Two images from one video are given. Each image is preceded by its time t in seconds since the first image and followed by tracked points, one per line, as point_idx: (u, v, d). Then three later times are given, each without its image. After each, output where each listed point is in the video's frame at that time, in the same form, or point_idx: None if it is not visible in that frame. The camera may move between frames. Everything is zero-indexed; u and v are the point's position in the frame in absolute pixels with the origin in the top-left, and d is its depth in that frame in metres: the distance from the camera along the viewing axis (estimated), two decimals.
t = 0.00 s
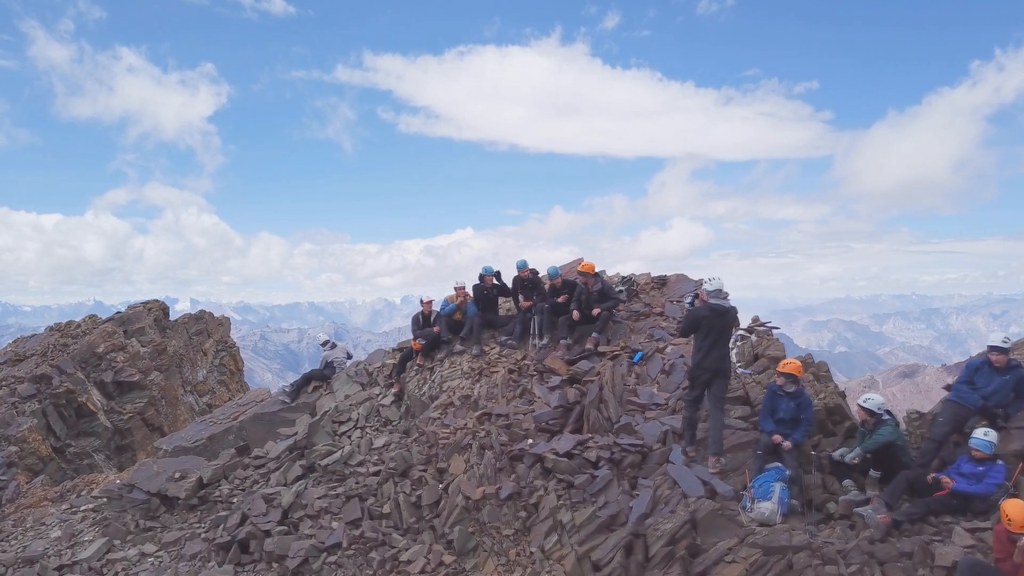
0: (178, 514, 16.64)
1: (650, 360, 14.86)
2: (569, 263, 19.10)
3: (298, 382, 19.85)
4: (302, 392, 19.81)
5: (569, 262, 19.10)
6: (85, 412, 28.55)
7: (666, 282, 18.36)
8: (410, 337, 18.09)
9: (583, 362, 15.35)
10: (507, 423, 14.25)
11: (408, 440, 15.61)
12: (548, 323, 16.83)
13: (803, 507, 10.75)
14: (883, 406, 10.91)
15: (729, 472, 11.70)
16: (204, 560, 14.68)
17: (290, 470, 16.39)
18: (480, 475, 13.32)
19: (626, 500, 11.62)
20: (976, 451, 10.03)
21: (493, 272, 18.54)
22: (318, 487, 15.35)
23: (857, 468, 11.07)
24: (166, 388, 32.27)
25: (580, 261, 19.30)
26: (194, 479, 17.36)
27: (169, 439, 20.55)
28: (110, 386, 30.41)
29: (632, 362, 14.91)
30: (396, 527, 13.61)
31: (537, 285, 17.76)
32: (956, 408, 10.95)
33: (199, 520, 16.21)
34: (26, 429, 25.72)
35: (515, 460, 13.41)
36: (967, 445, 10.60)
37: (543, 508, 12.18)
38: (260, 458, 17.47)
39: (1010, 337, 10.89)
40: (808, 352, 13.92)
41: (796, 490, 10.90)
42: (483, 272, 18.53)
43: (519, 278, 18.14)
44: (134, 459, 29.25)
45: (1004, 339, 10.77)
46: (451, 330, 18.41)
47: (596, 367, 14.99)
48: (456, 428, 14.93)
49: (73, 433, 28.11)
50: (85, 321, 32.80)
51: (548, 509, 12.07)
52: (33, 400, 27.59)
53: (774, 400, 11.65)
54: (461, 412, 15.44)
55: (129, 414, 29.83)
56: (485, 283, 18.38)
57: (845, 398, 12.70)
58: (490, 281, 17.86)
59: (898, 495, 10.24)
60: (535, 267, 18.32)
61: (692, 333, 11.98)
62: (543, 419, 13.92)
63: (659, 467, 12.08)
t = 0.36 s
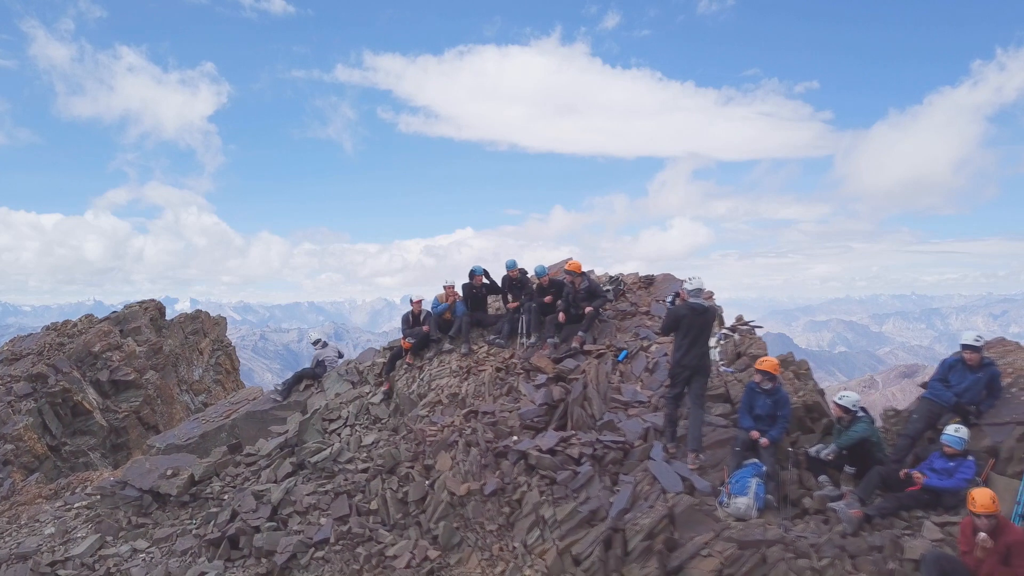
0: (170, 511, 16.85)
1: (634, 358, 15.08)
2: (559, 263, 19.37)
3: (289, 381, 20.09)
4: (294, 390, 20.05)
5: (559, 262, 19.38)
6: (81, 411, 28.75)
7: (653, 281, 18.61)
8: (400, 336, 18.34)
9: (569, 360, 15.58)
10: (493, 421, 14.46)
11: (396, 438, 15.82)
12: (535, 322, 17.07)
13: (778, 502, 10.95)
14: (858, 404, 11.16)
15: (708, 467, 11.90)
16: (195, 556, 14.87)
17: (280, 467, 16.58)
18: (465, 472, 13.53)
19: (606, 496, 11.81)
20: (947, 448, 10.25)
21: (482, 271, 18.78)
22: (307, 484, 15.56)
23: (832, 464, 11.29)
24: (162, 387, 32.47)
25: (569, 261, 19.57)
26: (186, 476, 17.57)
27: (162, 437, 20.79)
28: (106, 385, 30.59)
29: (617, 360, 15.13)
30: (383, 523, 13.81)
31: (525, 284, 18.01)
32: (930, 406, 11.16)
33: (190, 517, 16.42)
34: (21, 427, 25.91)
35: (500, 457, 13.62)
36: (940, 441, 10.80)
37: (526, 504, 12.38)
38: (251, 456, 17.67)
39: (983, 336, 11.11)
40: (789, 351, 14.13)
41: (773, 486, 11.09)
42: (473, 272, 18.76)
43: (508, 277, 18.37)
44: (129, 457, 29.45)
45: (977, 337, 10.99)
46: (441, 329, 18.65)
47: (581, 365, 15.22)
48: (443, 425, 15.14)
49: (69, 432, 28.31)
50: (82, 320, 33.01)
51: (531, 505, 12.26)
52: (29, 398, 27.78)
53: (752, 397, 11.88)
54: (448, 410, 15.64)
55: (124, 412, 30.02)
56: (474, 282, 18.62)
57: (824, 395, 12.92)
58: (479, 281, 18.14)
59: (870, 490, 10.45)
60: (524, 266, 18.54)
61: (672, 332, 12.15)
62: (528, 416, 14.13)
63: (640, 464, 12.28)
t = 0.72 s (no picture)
0: (164, 508, 17.10)
1: (621, 357, 15.35)
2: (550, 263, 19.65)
3: (283, 380, 20.36)
4: (287, 389, 20.32)
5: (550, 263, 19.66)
6: (78, 410, 28.99)
7: (641, 282, 18.90)
8: (392, 336, 18.61)
9: (557, 359, 15.84)
10: (482, 419, 14.71)
11: (387, 436, 16.06)
12: (525, 322, 17.35)
13: (757, 498, 11.19)
14: (835, 402, 11.43)
15: (690, 464, 12.15)
16: (188, 552, 15.10)
17: (273, 465, 16.82)
18: (454, 469, 13.78)
19: (590, 492, 12.05)
20: (921, 444, 10.50)
21: (473, 271, 19.06)
22: (299, 481, 15.81)
23: (810, 461, 11.54)
24: (159, 386, 32.73)
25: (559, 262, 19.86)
26: (180, 474, 17.82)
27: (157, 435, 21.06)
28: (104, 384, 30.79)
29: (604, 359, 15.40)
30: (373, 519, 14.05)
31: (515, 284, 18.29)
32: (905, 403, 11.41)
33: (184, 514, 16.65)
34: (19, 426, 26.13)
35: (487, 454, 13.85)
36: (914, 438, 11.06)
37: (512, 501, 12.62)
38: (245, 454, 17.92)
39: (957, 335, 11.33)
40: (772, 350, 14.41)
41: (752, 482, 11.32)
42: (464, 272, 19.05)
43: (498, 277, 18.64)
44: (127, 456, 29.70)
45: (950, 336, 11.24)
46: (432, 329, 18.93)
47: (568, 364, 15.49)
48: (433, 423, 15.38)
49: (67, 430, 28.55)
50: (79, 321, 33.28)
51: (517, 501, 12.50)
52: (28, 397, 28.02)
53: (733, 395, 12.14)
54: (439, 408, 15.88)
55: (122, 411, 30.25)
56: (465, 282, 18.89)
57: (804, 394, 13.17)
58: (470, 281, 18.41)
59: (845, 485, 10.69)
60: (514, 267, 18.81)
61: (655, 331, 12.39)
62: (515, 414, 14.38)
63: (623, 460, 12.53)
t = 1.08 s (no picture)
0: (160, 505, 17.39)
1: (608, 357, 15.65)
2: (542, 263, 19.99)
3: (278, 379, 20.68)
4: (281, 388, 20.64)
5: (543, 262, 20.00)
6: (76, 409, 29.28)
7: (630, 282, 19.22)
8: (384, 335, 18.94)
9: (545, 358, 16.15)
10: (471, 417, 15.00)
11: (378, 434, 16.36)
12: (515, 322, 17.66)
13: (736, 493, 11.47)
14: (813, 399, 11.74)
15: (672, 461, 12.43)
16: (183, 547, 15.36)
17: (267, 463, 17.10)
18: (443, 466, 14.07)
19: (575, 488, 12.33)
20: (895, 441, 10.77)
21: (465, 272, 19.37)
22: (292, 478, 16.09)
23: (788, 458, 11.81)
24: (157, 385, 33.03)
25: (550, 262, 20.17)
26: (176, 471, 18.11)
27: (154, 434, 21.37)
28: (102, 383, 31.06)
29: (591, 358, 15.70)
30: (364, 515, 14.33)
31: (506, 285, 18.58)
32: (881, 401, 11.69)
33: (180, 510, 16.94)
34: (18, 425, 26.39)
35: (476, 451, 14.13)
36: (889, 435, 11.34)
37: (499, 496, 12.89)
38: (240, 451, 18.22)
39: (932, 335, 11.59)
40: (755, 350, 14.71)
41: (731, 478, 11.61)
42: (455, 273, 19.36)
43: (489, 278, 18.95)
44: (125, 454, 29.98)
45: (925, 336, 11.55)
46: (424, 329, 19.26)
47: (556, 364, 15.80)
48: (424, 421, 15.67)
49: (65, 429, 28.82)
50: (77, 320, 33.58)
51: (503, 497, 12.76)
52: (26, 396, 28.29)
53: (714, 393, 12.42)
54: (429, 406, 16.18)
55: (119, 410, 30.52)
56: (457, 282, 19.18)
57: (785, 392, 13.46)
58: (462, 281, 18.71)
59: (821, 481, 10.97)
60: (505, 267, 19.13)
61: (637, 331, 12.68)
62: (503, 412, 14.68)
63: (607, 457, 12.82)
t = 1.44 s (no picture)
0: (158, 502, 17.72)
1: (595, 356, 16.00)
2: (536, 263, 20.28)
3: (273, 378, 21.06)
4: (277, 387, 21.02)
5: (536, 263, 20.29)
6: (76, 408, 29.60)
7: (620, 282, 19.58)
8: (378, 336, 19.31)
9: (535, 358, 16.50)
10: (461, 415, 15.32)
11: (371, 432, 16.69)
12: (506, 322, 18.01)
13: (716, 489, 11.80)
14: (791, 398, 12.08)
15: (655, 458, 12.76)
16: (180, 543, 15.68)
17: (262, 460, 17.43)
18: (433, 463, 14.41)
19: (560, 484, 12.66)
20: (870, 438, 11.10)
21: (457, 273, 19.71)
22: (287, 475, 16.42)
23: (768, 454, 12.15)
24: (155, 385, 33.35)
25: (542, 263, 20.51)
26: (173, 469, 18.45)
27: (152, 432, 21.74)
28: (101, 383, 31.39)
29: (580, 358, 16.06)
30: (356, 511, 14.65)
31: (498, 286, 18.91)
32: (858, 400, 12.02)
33: (177, 507, 17.28)
34: (18, 424, 26.71)
35: (465, 449, 14.44)
36: (865, 433, 11.68)
37: (486, 492, 13.21)
38: (236, 449, 18.55)
39: (908, 336, 11.93)
40: (739, 350, 15.06)
41: (712, 474, 11.93)
42: (448, 273, 19.71)
43: (482, 278, 19.26)
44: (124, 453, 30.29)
45: (900, 336, 11.86)
46: (417, 329, 19.62)
47: (545, 363, 16.15)
48: (415, 420, 16.00)
49: (65, 428, 29.13)
50: (77, 320, 33.93)
51: (491, 493, 13.08)
52: (26, 396, 28.60)
53: (696, 391, 12.73)
54: (421, 405, 16.52)
55: (118, 409, 30.85)
56: (449, 283, 19.50)
57: (767, 391, 13.81)
58: (454, 281, 19.04)
59: (798, 477, 11.29)
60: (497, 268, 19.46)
61: (621, 332, 13.01)
62: (493, 411, 15.01)
63: (593, 454, 13.16)
